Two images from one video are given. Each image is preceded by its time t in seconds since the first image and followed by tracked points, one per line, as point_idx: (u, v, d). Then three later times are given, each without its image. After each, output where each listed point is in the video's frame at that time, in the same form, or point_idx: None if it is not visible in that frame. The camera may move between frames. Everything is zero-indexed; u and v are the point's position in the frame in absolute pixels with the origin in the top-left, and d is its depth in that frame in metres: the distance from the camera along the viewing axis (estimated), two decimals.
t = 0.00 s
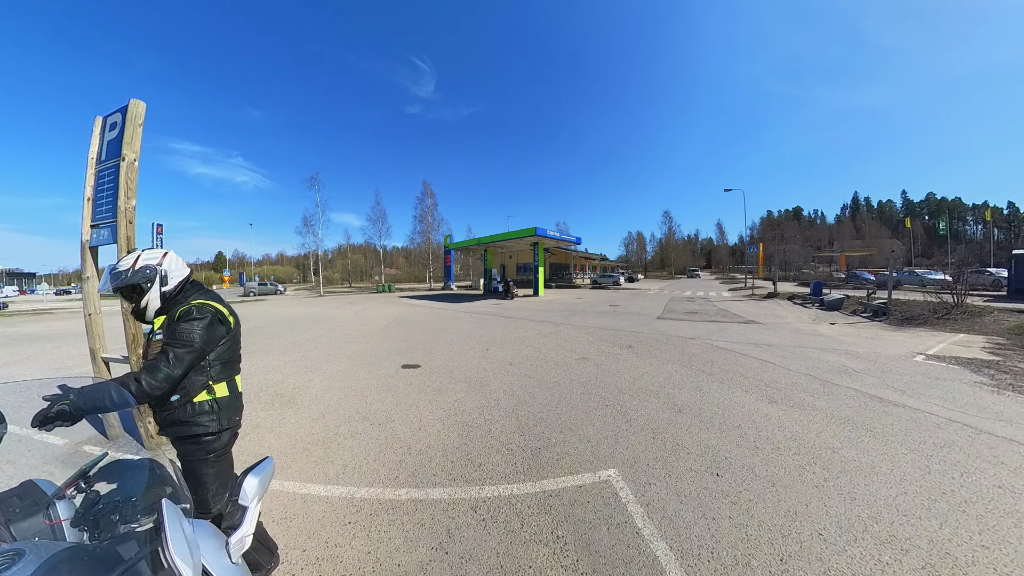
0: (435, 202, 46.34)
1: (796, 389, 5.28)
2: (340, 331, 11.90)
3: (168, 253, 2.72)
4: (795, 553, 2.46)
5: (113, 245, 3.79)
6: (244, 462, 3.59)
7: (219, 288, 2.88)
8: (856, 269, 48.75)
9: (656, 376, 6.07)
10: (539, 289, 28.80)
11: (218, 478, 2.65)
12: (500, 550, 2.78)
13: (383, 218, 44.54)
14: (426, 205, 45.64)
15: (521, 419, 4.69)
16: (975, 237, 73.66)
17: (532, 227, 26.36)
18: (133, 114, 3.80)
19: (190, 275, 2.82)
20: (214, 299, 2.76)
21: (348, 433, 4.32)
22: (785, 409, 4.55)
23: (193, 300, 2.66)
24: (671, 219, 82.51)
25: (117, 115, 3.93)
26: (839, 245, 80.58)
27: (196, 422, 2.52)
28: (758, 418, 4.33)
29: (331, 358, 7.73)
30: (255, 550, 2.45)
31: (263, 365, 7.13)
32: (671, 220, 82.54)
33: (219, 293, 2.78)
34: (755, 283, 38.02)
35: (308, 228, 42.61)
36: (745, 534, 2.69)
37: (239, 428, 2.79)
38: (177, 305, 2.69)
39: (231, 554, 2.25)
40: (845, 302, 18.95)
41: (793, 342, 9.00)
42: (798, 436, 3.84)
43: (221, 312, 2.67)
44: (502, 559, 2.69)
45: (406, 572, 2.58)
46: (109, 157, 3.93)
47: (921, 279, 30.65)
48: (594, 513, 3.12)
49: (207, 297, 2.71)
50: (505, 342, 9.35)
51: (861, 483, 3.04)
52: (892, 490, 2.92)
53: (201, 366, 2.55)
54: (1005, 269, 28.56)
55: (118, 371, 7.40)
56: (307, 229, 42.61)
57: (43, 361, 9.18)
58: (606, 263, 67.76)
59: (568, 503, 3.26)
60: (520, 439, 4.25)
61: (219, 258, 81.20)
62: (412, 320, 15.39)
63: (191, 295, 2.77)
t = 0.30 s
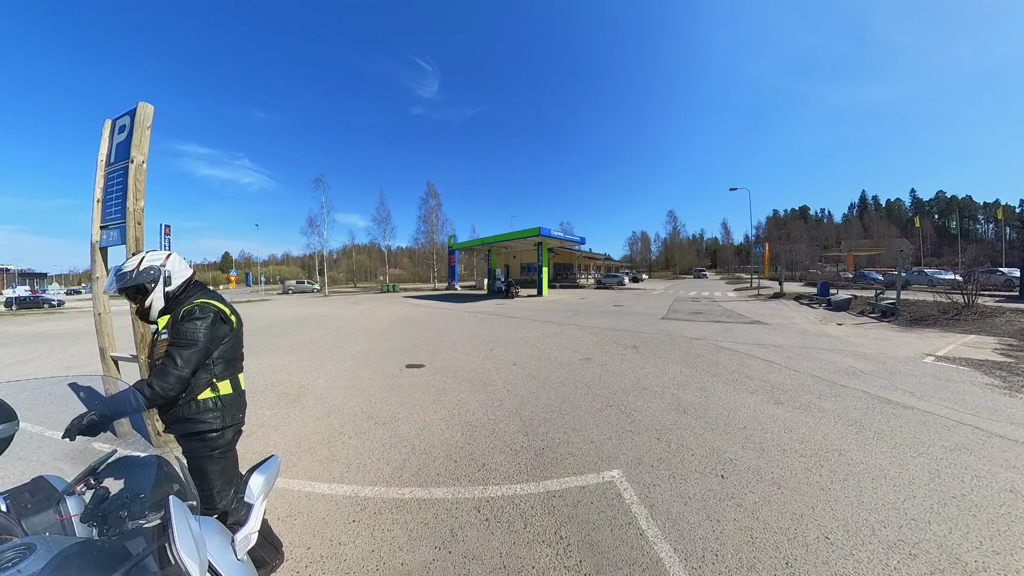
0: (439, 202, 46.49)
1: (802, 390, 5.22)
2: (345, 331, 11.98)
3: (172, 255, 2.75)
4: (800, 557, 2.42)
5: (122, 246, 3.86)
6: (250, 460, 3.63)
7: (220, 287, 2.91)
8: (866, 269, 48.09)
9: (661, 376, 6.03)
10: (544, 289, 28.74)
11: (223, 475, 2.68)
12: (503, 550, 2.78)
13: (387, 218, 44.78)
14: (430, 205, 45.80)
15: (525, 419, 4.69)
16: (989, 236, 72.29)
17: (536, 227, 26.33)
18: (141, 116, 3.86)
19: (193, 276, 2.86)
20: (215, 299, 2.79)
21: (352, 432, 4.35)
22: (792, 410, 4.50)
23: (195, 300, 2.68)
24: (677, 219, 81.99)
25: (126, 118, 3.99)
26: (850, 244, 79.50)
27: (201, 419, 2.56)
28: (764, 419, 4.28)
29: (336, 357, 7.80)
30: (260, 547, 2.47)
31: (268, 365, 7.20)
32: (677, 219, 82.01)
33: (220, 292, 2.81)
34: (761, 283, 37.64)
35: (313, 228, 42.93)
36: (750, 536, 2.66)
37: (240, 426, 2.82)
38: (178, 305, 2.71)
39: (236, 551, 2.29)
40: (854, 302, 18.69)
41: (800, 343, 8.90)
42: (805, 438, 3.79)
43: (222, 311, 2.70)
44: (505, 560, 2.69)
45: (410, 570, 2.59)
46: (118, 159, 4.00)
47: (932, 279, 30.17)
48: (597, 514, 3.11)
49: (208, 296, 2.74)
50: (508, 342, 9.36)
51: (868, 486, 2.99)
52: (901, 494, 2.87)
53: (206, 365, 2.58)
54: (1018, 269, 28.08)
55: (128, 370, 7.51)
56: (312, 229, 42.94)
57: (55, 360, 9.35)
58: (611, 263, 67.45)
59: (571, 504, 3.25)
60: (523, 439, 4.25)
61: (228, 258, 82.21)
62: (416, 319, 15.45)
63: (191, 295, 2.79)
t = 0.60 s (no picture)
0: (443, 203, 46.64)
1: (807, 391, 5.17)
2: (349, 331, 12.05)
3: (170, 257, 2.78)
4: (805, 560, 2.40)
5: (129, 246, 3.91)
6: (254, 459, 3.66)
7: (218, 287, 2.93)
8: (874, 269, 47.53)
9: (664, 377, 6.00)
10: (548, 289, 28.70)
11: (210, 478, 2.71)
12: (506, 550, 2.78)
13: (391, 218, 45.04)
14: (434, 205, 45.94)
15: (528, 419, 4.69)
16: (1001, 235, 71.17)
17: (539, 227, 26.29)
18: (147, 118, 3.90)
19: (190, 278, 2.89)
20: (214, 299, 2.82)
21: (355, 432, 4.37)
22: (798, 412, 4.45)
23: (195, 301, 2.71)
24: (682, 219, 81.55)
25: (133, 120, 4.05)
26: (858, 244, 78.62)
27: (203, 417, 2.60)
28: (769, 420, 4.25)
29: (339, 357, 7.84)
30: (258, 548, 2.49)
31: (273, 364, 7.26)
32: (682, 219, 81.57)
33: (219, 292, 2.83)
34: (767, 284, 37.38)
35: (317, 229, 43.22)
36: (754, 539, 2.63)
37: (241, 424, 2.85)
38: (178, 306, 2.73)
39: (241, 549, 2.31)
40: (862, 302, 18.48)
41: (806, 344, 8.80)
42: (811, 440, 3.75)
43: (222, 311, 2.73)
44: (508, 560, 2.68)
45: (412, 570, 2.60)
46: (125, 161, 4.05)
47: (941, 279, 29.78)
48: (600, 514, 3.09)
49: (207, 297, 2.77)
50: (512, 342, 9.36)
51: (876, 489, 2.95)
52: (909, 497, 2.83)
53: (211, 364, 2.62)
54: None
55: (136, 370, 7.60)
56: (317, 230, 43.22)
57: (65, 359, 9.49)
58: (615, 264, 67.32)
59: (574, 504, 3.24)
60: (525, 439, 4.24)
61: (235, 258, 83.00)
62: (419, 320, 15.48)
63: (190, 295, 2.82)
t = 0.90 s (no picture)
0: (445, 203, 46.76)
1: (812, 392, 5.12)
2: (352, 331, 12.10)
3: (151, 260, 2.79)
4: (811, 564, 2.37)
5: (135, 247, 3.96)
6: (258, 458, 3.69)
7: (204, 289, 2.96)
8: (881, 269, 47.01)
9: (667, 377, 5.97)
10: (551, 289, 28.66)
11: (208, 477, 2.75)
12: (508, 550, 2.78)
13: (394, 218, 45.28)
14: (436, 206, 46.10)
15: (530, 419, 4.69)
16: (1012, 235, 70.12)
17: (542, 227, 26.27)
18: (153, 120, 3.96)
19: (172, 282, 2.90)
20: (202, 302, 2.86)
21: (359, 431, 4.40)
22: (802, 413, 4.40)
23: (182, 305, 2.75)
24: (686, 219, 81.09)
25: (138, 123, 4.10)
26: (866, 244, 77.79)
27: (200, 421, 2.68)
28: (773, 422, 4.21)
29: (343, 357, 7.88)
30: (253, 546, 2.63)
31: (277, 364, 7.31)
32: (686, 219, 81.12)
33: (205, 295, 2.88)
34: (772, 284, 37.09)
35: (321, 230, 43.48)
36: (758, 541, 2.62)
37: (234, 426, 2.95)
38: (165, 311, 2.76)
39: (244, 547, 2.32)
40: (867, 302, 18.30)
41: (811, 344, 8.72)
42: (815, 442, 3.71)
43: (212, 315, 2.79)
44: (510, 560, 2.69)
45: (414, 569, 2.61)
46: (131, 163, 4.10)
47: (949, 279, 29.39)
48: (603, 515, 3.09)
49: (194, 300, 2.81)
50: (514, 342, 9.36)
51: (881, 491, 2.92)
52: (915, 499, 2.80)
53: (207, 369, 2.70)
54: None
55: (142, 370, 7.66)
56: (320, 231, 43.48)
57: (74, 358, 9.61)
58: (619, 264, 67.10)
59: (576, 505, 3.24)
60: (528, 440, 4.24)
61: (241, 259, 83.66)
62: (422, 320, 15.53)
63: (176, 299, 2.83)
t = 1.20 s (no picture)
0: (446, 203, 46.88)
1: (815, 393, 5.09)
2: (354, 331, 12.14)
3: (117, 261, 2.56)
4: (814, 565, 2.35)
5: (139, 247, 4.00)
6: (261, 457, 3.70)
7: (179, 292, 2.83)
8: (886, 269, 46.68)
9: (669, 378, 5.94)
10: (552, 289, 28.65)
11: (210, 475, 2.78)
12: (510, 551, 2.78)
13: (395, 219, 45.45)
14: (438, 206, 46.22)
15: (531, 420, 4.68)
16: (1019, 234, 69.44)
17: (543, 227, 26.27)
18: (157, 122, 3.99)
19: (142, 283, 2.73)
20: (176, 309, 2.75)
21: (360, 431, 4.41)
22: (806, 414, 4.37)
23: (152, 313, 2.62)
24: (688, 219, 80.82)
25: (142, 124, 4.14)
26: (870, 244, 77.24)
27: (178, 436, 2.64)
28: (776, 423, 4.19)
29: (345, 357, 7.90)
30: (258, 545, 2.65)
31: (279, 364, 7.34)
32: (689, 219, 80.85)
33: (180, 301, 2.77)
34: (774, 284, 36.94)
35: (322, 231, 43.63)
36: (760, 542, 2.60)
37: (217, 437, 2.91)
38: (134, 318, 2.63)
39: (246, 546, 2.35)
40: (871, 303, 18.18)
41: (814, 345, 8.67)
42: (818, 443, 3.68)
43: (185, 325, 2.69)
44: (512, 560, 2.69)
45: (415, 569, 2.61)
46: (135, 164, 4.14)
47: (953, 279, 29.18)
48: (604, 515, 3.09)
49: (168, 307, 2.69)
50: (516, 342, 9.35)
51: (885, 493, 2.90)
52: (919, 501, 2.77)
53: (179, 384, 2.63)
54: None
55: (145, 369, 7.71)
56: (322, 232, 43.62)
57: (79, 358, 9.69)
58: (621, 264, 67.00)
59: (578, 505, 3.23)
60: (530, 440, 4.24)
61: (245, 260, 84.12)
62: (424, 320, 15.55)
63: (147, 303, 2.69)
